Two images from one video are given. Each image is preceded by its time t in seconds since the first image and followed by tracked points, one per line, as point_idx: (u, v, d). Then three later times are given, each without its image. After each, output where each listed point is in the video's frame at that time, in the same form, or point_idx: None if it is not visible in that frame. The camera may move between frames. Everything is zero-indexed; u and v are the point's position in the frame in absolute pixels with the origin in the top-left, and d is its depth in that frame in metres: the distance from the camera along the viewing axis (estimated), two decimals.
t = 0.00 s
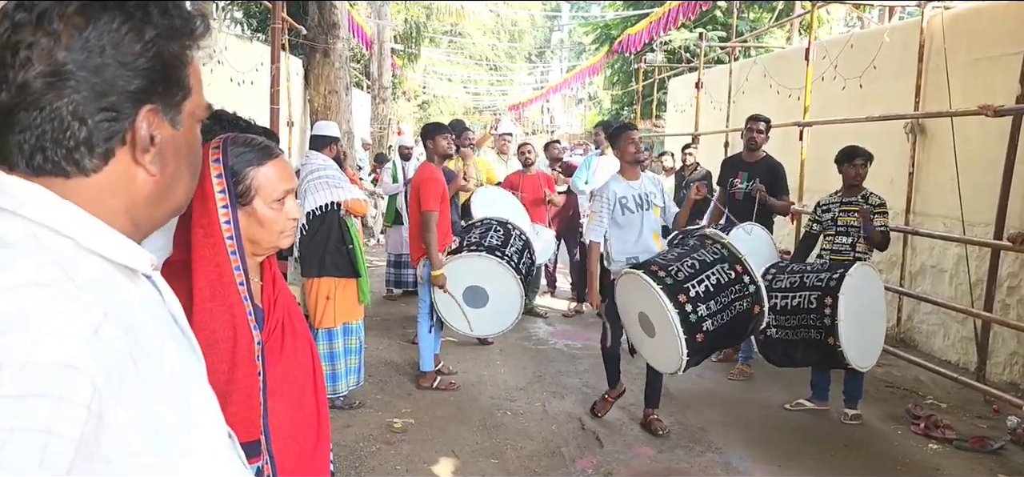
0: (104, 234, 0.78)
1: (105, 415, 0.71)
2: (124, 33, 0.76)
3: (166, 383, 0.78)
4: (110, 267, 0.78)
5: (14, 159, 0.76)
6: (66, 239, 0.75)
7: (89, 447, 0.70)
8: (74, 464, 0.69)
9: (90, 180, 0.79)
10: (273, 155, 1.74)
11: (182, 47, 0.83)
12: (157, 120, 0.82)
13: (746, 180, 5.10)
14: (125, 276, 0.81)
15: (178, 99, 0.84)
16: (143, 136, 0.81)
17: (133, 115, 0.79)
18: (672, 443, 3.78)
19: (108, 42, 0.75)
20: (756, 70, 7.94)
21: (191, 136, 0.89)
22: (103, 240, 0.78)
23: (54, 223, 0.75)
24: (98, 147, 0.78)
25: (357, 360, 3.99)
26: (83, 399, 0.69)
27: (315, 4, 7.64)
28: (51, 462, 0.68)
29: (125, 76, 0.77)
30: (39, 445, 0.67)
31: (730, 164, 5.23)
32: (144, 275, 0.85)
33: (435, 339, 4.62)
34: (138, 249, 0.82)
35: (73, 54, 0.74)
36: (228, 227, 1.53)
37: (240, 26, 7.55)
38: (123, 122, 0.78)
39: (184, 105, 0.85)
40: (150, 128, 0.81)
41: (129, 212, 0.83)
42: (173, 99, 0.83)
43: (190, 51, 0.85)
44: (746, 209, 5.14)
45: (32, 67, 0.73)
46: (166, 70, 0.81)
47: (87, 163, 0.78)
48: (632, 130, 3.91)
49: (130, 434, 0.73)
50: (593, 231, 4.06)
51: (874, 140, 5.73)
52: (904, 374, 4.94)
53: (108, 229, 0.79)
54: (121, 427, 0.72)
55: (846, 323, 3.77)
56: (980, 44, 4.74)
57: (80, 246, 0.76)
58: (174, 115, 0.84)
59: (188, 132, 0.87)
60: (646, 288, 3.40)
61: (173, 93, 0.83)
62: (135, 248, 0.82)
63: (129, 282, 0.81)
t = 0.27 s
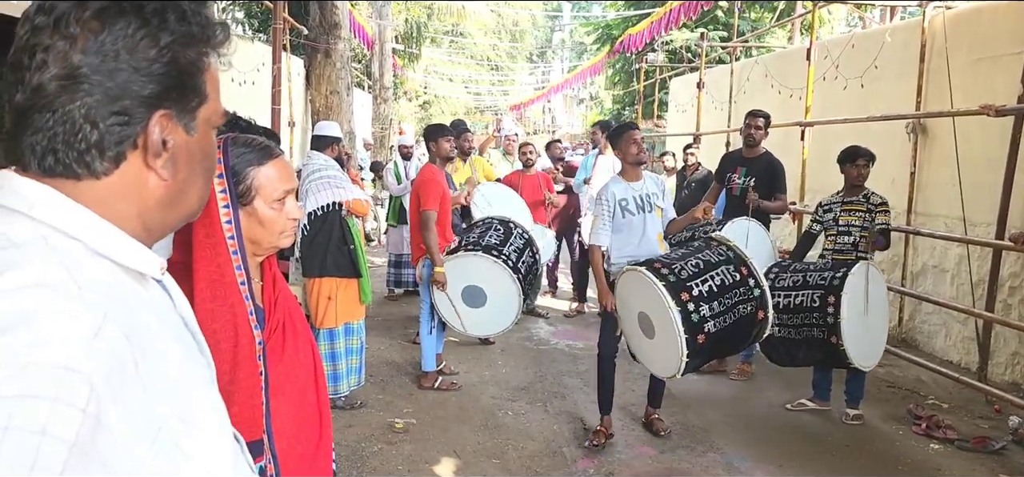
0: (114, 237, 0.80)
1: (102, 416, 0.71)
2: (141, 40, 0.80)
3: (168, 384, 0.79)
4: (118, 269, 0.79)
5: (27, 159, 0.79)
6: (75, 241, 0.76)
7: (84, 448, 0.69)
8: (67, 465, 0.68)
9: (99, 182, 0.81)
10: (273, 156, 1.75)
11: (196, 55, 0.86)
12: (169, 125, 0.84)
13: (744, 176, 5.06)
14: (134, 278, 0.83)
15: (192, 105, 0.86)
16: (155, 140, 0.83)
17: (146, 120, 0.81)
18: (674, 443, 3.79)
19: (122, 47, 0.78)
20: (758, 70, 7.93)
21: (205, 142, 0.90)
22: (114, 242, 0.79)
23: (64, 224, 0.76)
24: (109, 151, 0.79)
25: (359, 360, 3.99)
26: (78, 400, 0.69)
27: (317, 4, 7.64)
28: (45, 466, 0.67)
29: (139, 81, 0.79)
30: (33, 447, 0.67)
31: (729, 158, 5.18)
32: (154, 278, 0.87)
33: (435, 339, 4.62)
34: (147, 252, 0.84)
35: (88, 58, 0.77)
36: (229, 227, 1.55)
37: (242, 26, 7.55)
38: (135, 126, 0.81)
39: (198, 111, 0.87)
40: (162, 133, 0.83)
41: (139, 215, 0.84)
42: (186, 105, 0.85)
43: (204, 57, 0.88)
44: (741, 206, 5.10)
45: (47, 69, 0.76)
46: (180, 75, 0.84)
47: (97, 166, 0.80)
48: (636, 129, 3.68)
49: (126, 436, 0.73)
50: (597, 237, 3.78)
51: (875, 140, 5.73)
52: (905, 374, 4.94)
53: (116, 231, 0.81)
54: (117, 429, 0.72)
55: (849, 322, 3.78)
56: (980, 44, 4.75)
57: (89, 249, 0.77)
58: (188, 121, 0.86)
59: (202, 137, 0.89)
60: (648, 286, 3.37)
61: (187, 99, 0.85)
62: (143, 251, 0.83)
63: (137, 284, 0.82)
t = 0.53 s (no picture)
0: (131, 239, 0.79)
1: (128, 429, 0.70)
2: (152, 31, 0.77)
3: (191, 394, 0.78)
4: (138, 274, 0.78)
5: (39, 159, 0.77)
6: (93, 245, 0.75)
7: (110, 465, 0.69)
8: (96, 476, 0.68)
9: (114, 182, 0.79)
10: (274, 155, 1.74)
11: (210, 46, 0.84)
12: (184, 121, 0.82)
13: (734, 180, 4.97)
14: (152, 280, 0.81)
15: (208, 99, 0.84)
16: (169, 136, 0.80)
17: (159, 116, 0.79)
18: (675, 444, 3.78)
19: (133, 39, 0.76)
20: (759, 70, 7.93)
21: (223, 138, 0.88)
22: (130, 243, 0.78)
23: (80, 227, 0.75)
24: (122, 149, 0.78)
25: (360, 361, 3.98)
26: (101, 414, 0.68)
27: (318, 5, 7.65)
28: None
29: (152, 75, 0.77)
30: (57, 463, 0.66)
31: (721, 162, 5.09)
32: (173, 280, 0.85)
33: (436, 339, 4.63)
34: (167, 254, 0.83)
35: (98, 51, 0.75)
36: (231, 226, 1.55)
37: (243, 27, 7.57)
38: (149, 123, 0.79)
39: (214, 105, 0.85)
40: (176, 129, 0.81)
41: (156, 216, 0.83)
42: (201, 99, 0.83)
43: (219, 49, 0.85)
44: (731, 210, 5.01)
45: (55, 64, 0.75)
46: (195, 69, 0.81)
47: (111, 166, 0.78)
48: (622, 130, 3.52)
49: (153, 449, 0.72)
50: (578, 243, 3.58)
51: (877, 140, 5.73)
52: (906, 375, 4.93)
53: (133, 233, 0.79)
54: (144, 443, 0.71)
55: (850, 323, 3.78)
56: (982, 44, 4.74)
57: (108, 252, 0.76)
58: (203, 116, 0.84)
59: (220, 132, 0.86)
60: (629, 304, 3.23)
61: (202, 92, 0.83)
62: (161, 252, 0.81)
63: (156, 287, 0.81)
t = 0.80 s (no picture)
0: (155, 241, 0.79)
1: (177, 440, 0.71)
2: (170, 26, 0.76)
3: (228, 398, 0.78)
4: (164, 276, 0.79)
5: (56, 162, 0.77)
6: (121, 248, 0.76)
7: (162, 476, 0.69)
8: None
9: (134, 184, 0.79)
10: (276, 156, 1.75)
11: (229, 39, 0.82)
12: (205, 120, 0.82)
13: (724, 179, 4.89)
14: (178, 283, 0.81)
15: (228, 94, 0.83)
16: (189, 134, 0.80)
17: (179, 114, 0.79)
18: (676, 444, 3.79)
19: (150, 33, 0.76)
20: (760, 71, 7.93)
21: (243, 135, 0.87)
22: (154, 245, 0.78)
23: (105, 229, 0.75)
24: (141, 149, 0.77)
25: (361, 362, 3.98)
26: (156, 423, 0.69)
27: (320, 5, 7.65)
28: None
29: (171, 71, 0.77)
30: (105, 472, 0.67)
31: (709, 161, 5.00)
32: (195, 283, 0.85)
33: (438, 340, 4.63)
34: (190, 256, 0.83)
35: (113, 47, 0.74)
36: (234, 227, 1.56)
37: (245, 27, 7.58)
38: (169, 122, 0.78)
39: (235, 100, 0.84)
40: (196, 127, 0.81)
41: (177, 217, 0.83)
42: (221, 95, 0.82)
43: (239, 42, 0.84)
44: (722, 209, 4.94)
45: (70, 61, 0.74)
46: (215, 64, 0.80)
47: (132, 167, 0.78)
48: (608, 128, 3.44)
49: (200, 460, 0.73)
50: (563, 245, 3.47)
51: (878, 140, 5.73)
52: (907, 376, 4.93)
53: (157, 234, 0.79)
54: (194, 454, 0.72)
55: (851, 324, 3.78)
56: (983, 44, 4.74)
57: (135, 255, 0.77)
58: (224, 112, 0.83)
59: (240, 128, 0.85)
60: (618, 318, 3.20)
61: (222, 88, 0.82)
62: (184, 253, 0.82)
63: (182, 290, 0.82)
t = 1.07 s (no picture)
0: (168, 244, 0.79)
1: (210, 448, 0.72)
2: (177, 25, 0.76)
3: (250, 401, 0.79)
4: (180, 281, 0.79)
5: (62, 166, 0.77)
6: (137, 253, 0.76)
7: None
8: None
9: (143, 187, 0.79)
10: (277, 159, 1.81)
11: (234, 39, 0.82)
12: (213, 121, 0.82)
13: (719, 179, 4.88)
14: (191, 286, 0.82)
15: (234, 95, 0.83)
16: (198, 136, 0.80)
17: (188, 116, 0.79)
18: (677, 444, 3.79)
19: (158, 34, 0.75)
20: (761, 71, 7.93)
21: (249, 136, 0.87)
22: (168, 248, 0.78)
23: (119, 233, 0.75)
24: (150, 152, 0.77)
25: (362, 362, 3.99)
26: (192, 428, 0.70)
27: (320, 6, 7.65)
28: None
29: (179, 72, 0.77)
30: None
31: (702, 161, 4.98)
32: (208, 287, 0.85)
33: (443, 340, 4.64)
34: (203, 259, 0.83)
35: (120, 48, 0.74)
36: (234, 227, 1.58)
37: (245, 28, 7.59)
38: (178, 124, 0.78)
39: (241, 101, 0.84)
40: (204, 127, 0.81)
41: (187, 220, 0.83)
42: (227, 95, 0.82)
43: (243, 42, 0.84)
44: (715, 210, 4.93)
45: (75, 62, 0.74)
46: (221, 63, 0.80)
47: (142, 170, 0.78)
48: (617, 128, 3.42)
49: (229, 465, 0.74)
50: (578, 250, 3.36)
51: (879, 141, 5.73)
52: (909, 376, 4.93)
53: (170, 237, 0.79)
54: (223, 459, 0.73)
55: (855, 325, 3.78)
56: (984, 44, 4.73)
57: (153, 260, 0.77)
58: (230, 113, 0.83)
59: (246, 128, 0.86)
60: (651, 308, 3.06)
61: (228, 89, 0.82)
62: (198, 256, 0.82)
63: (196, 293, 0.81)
